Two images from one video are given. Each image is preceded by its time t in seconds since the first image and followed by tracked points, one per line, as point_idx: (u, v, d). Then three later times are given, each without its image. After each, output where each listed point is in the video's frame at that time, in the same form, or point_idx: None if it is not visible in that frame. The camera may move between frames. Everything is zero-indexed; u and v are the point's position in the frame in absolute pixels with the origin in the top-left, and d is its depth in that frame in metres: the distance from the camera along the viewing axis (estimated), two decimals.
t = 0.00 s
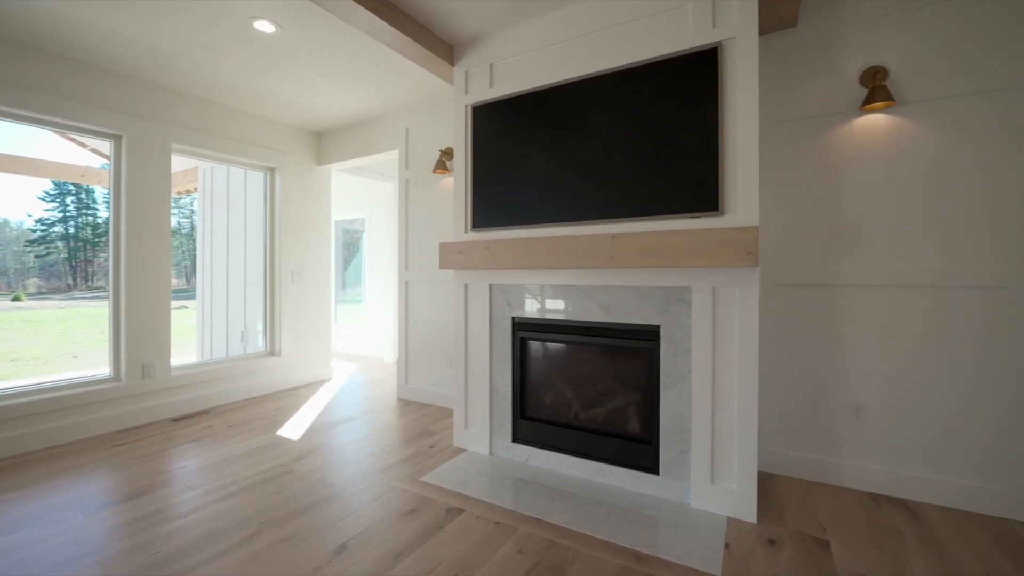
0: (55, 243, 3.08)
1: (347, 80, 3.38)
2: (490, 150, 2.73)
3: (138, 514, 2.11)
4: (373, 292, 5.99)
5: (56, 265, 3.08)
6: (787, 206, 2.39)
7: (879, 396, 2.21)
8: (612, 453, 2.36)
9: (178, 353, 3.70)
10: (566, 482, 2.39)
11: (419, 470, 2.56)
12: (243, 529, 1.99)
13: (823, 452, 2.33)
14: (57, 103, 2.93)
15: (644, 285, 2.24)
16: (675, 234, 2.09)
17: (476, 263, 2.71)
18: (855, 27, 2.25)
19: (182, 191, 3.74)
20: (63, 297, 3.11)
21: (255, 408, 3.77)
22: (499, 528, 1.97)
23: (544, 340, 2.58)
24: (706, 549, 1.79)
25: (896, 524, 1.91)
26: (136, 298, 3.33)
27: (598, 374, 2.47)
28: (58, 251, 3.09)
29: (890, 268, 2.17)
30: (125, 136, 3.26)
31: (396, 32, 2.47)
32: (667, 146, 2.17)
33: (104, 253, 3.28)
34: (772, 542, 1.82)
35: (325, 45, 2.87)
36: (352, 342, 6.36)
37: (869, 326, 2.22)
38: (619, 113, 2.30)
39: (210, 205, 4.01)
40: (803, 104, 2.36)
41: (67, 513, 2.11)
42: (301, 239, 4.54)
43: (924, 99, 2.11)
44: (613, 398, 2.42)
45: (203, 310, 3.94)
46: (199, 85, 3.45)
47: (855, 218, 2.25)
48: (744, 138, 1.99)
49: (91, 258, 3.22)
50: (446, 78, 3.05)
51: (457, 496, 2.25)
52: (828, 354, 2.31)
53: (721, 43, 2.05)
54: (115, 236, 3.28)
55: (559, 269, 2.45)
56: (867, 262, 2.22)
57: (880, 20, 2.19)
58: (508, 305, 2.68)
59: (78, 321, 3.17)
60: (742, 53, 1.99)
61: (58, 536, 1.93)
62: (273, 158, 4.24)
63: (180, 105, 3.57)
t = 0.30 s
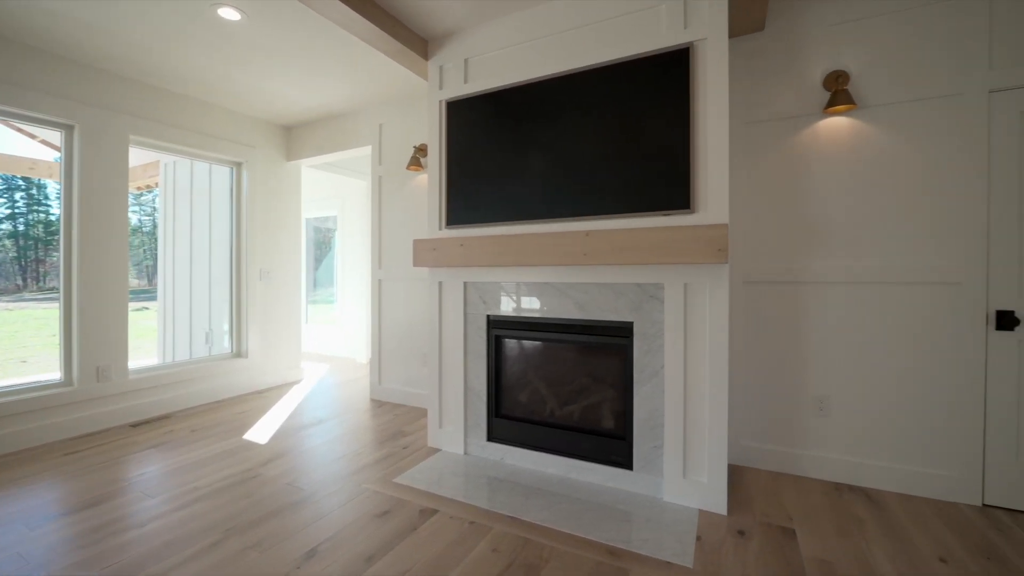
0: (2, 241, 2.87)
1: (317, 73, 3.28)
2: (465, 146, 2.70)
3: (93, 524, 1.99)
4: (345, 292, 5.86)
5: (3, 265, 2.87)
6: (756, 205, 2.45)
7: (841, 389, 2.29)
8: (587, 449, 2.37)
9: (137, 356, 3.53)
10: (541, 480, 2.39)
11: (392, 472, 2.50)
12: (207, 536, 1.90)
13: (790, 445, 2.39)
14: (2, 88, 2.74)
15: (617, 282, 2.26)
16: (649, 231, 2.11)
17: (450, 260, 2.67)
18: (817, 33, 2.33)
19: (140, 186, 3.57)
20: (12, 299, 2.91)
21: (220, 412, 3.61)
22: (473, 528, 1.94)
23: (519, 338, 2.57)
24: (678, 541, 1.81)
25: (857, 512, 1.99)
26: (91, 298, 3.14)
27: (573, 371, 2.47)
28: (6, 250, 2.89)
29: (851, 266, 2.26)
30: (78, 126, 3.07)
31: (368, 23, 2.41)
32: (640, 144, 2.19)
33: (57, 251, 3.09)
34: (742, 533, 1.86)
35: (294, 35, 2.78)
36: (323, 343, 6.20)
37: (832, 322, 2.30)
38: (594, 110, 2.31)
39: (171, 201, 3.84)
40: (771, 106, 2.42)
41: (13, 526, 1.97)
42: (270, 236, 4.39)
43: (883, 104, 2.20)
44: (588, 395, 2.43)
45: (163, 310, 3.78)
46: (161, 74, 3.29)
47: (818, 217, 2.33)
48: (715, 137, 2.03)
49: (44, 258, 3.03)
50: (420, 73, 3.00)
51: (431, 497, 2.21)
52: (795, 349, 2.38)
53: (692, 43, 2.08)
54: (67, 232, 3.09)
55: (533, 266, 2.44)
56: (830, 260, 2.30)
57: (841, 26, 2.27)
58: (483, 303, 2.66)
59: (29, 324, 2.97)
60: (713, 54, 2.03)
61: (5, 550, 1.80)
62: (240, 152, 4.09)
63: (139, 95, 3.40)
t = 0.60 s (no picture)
0: None
1: (287, 66, 3.19)
2: (439, 143, 2.67)
3: (46, 536, 1.88)
4: (318, 291, 5.73)
5: None
6: (725, 205, 2.51)
7: (806, 383, 2.37)
8: (562, 447, 2.38)
9: (94, 361, 3.35)
10: (517, 478, 2.38)
11: (365, 474, 2.45)
12: (169, 546, 1.82)
13: (757, 438, 2.46)
14: None
15: (591, 280, 2.28)
16: (622, 230, 2.14)
17: (425, 259, 2.64)
18: (784, 39, 2.40)
19: (100, 181, 3.39)
20: None
21: (184, 417, 3.47)
22: (448, 528, 1.92)
23: (495, 337, 2.57)
24: (651, 534, 1.84)
25: (820, 501, 2.06)
26: (41, 298, 2.97)
27: (548, 369, 2.48)
28: None
29: (815, 264, 2.34)
30: (28, 117, 2.89)
31: (340, 16, 2.36)
32: (613, 143, 2.21)
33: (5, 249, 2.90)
34: (712, 525, 1.90)
35: (263, 26, 2.69)
36: (294, 344, 6.04)
37: (797, 318, 2.38)
38: (568, 109, 2.32)
39: (132, 197, 3.67)
40: (739, 109, 2.49)
41: None
42: (237, 235, 4.25)
43: (844, 108, 2.29)
44: (562, 392, 2.45)
45: (122, 312, 3.62)
46: (120, 64, 3.14)
47: (784, 217, 2.40)
48: (686, 138, 2.07)
49: None
50: (394, 68, 2.95)
51: (405, 498, 2.18)
52: (762, 345, 2.45)
53: (664, 45, 2.12)
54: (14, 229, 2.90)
55: (508, 264, 2.44)
56: (796, 258, 2.38)
57: (805, 33, 2.36)
58: (458, 302, 2.64)
59: None
60: (684, 56, 2.07)
61: None
62: (207, 147, 3.94)
63: (97, 85, 3.23)
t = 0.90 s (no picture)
0: None
1: (258, 59, 3.10)
2: (414, 141, 2.64)
3: None
4: (290, 291, 5.59)
5: None
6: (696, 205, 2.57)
7: (773, 379, 2.45)
8: (538, 444, 2.39)
9: (50, 365, 3.18)
10: (493, 477, 2.38)
11: (338, 476, 2.40)
12: (129, 556, 1.74)
13: (727, 433, 2.53)
14: None
15: (566, 278, 2.30)
16: (596, 228, 2.16)
17: (399, 258, 2.61)
18: (752, 45, 2.48)
19: (56, 176, 3.24)
20: None
21: (147, 422, 3.33)
22: (423, 529, 1.90)
23: (471, 336, 2.56)
24: (624, 529, 1.87)
25: (786, 492, 2.13)
26: None
27: (524, 368, 2.49)
28: None
29: (781, 263, 2.42)
30: None
31: (312, 9, 2.31)
32: (588, 143, 2.24)
33: None
34: (683, 518, 1.94)
35: (232, 17, 2.61)
36: (265, 346, 5.87)
37: (764, 315, 2.45)
38: (544, 109, 2.33)
39: (92, 193, 3.48)
40: (710, 111, 2.55)
41: None
42: (204, 233, 4.10)
43: (808, 113, 2.38)
44: (538, 391, 2.46)
45: (82, 314, 3.40)
46: (77, 52, 2.99)
47: (752, 217, 2.47)
48: (659, 139, 2.11)
49: None
50: (368, 64, 2.90)
51: (379, 500, 2.15)
52: (732, 342, 2.52)
53: (638, 47, 2.15)
54: None
55: (484, 263, 2.43)
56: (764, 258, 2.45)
57: (772, 40, 2.44)
58: (434, 301, 2.61)
59: None
60: (657, 58, 2.11)
61: None
62: (172, 142, 3.79)
63: (52, 74, 3.07)
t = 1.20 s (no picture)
0: None
1: (227, 52, 3.02)
2: (390, 139, 2.61)
3: None
4: (262, 292, 5.45)
5: None
6: (668, 206, 2.63)
7: (741, 375, 2.52)
8: (514, 443, 2.40)
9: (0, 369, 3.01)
10: (469, 476, 2.38)
11: (311, 479, 2.36)
12: (87, 568, 1.66)
13: (698, 428, 2.59)
14: None
15: (542, 277, 2.31)
16: (571, 228, 2.18)
17: (374, 256, 2.57)
18: (721, 51, 2.55)
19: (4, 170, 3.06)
20: None
21: (109, 427, 3.19)
22: (398, 530, 1.89)
23: (447, 335, 2.55)
24: (598, 524, 1.89)
25: (754, 484, 2.20)
26: None
27: (500, 367, 2.50)
28: None
29: (749, 262, 2.49)
30: None
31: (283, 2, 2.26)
32: (563, 144, 2.26)
33: None
34: (656, 511, 1.98)
35: (198, 8, 2.53)
36: (236, 348, 5.71)
37: (733, 313, 2.53)
38: (519, 109, 2.34)
39: (47, 188, 3.30)
40: (681, 114, 2.61)
41: None
42: (170, 231, 3.96)
43: (774, 118, 2.46)
44: (514, 389, 2.47)
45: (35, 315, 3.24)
46: (30, 40, 2.84)
47: (721, 218, 2.54)
48: (632, 141, 2.15)
49: None
50: (342, 60, 2.86)
51: (353, 502, 2.11)
52: (703, 339, 2.58)
53: (612, 50, 2.18)
54: None
55: (460, 262, 2.43)
56: (733, 257, 2.52)
57: (741, 47, 2.51)
58: (410, 300, 2.59)
59: None
60: (630, 61, 2.15)
61: None
62: (135, 136, 3.64)
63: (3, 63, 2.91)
